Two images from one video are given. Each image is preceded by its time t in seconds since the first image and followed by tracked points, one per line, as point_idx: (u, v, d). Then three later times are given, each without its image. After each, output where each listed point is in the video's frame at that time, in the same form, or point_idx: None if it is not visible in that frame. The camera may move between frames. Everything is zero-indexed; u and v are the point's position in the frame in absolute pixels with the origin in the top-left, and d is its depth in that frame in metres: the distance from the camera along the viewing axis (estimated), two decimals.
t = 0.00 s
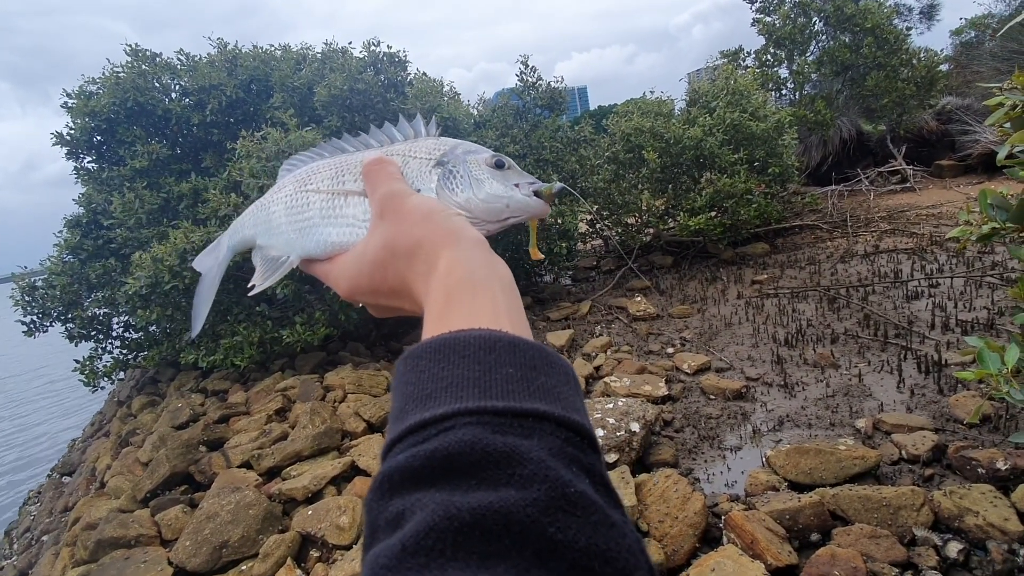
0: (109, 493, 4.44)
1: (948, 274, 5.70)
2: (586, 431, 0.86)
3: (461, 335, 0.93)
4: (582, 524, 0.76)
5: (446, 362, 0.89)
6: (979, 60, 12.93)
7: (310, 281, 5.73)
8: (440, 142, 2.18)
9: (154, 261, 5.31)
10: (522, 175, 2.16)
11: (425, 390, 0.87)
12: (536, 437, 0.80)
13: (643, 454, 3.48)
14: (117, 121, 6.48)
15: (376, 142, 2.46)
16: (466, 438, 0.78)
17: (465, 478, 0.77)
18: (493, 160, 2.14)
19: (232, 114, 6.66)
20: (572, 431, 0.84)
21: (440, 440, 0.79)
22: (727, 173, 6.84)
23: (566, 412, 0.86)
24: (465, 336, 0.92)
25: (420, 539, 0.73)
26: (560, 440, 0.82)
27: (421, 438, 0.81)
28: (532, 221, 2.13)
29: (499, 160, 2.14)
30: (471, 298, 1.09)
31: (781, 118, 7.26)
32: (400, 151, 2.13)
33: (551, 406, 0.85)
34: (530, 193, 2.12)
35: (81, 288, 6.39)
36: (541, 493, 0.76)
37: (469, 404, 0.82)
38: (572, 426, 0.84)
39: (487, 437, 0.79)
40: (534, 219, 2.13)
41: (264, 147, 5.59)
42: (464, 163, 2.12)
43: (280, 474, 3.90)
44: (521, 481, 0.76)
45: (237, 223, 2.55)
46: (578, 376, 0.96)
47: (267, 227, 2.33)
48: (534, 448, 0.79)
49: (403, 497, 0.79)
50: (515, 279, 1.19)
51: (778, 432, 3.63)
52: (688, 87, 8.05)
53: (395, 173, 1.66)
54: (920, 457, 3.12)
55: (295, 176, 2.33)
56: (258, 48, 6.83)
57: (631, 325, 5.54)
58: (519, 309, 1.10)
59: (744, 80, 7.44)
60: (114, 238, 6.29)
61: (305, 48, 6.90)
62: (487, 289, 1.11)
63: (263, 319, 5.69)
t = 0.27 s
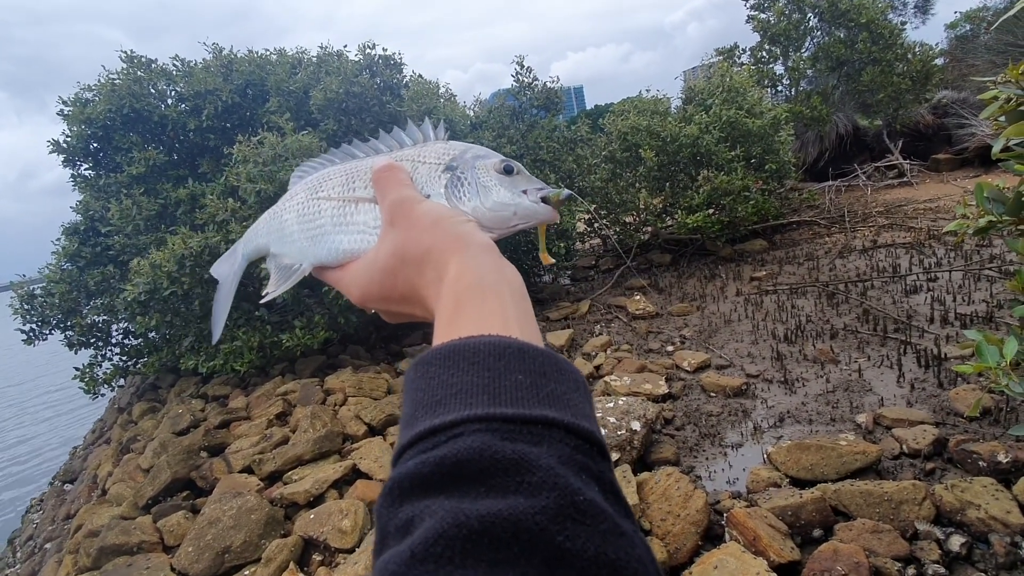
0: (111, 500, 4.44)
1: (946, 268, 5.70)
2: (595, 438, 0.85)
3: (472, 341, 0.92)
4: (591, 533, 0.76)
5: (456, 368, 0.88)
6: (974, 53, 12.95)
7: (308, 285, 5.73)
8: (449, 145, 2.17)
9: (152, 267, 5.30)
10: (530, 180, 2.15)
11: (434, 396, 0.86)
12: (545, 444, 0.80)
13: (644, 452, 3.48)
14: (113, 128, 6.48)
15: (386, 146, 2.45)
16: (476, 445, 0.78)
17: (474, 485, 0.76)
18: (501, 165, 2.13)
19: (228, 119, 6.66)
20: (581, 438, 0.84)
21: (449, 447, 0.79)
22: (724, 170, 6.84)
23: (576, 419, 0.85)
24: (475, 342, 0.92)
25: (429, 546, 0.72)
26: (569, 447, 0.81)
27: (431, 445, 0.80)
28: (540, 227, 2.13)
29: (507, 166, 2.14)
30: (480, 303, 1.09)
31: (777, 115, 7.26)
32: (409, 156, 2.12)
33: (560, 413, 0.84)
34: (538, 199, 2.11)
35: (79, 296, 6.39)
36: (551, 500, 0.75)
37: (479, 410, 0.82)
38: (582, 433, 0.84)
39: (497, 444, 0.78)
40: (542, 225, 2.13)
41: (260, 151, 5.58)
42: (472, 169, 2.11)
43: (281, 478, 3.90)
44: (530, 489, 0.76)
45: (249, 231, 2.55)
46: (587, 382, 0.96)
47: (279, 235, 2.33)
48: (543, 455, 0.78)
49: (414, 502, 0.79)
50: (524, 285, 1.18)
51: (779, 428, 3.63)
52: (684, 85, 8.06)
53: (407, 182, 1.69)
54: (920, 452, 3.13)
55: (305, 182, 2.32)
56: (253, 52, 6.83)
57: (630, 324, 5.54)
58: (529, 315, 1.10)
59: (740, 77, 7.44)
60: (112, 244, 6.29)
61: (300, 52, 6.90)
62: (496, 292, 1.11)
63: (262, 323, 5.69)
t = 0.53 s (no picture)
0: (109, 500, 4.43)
1: (945, 269, 5.71)
2: (603, 447, 0.85)
3: (481, 348, 0.93)
4: (594, 544, 0.76)
5: (465, 375, 0.89)
6: (972, 55, 12.97)
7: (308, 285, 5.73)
8: (464, 144, 2.14)
9: (151, 267, 5.30)
10: (547, 175, 2.08)
11: (442, 402, 0.87)
12: (550, 453, 0.80)
13: (643, 452, 3.48)
14: (112, 127, 6.48)
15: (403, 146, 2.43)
16: (479, 453, 0.78)
17: (478, 495, 0.77)
18: (517, 161, 2.08)
19: (227, 119, 6.66)
20: (588, 446, 0.83)
21: (454, 455, 0.79)
22: (723, 171, 6.84)
23: (583, 427, 0.85)
24: (484, 349, 0.92)
25: (431, 555, 0.72)
26: (575, 456, 0.81)
27: (437, 452, 0.81)
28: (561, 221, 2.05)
29: (523, 161, 2.08)
30: (492, 312, 1.09)
31: (776, 116, 7.26)
32: (425, 157, 2.11)
33: (567, 421, 0.84)
34: (555, 194, 2.04)
35: (78, 295, 6.39)
36: (553, 512, 0.75)
37: (485, 418, 0.82)
38: (589, 442, 0.83)
39: (502, 452, 0.78)
40: (561, 220, 2.06)
41: (259, 151, 5.58)
42: (486, 167, 2.07)
43: (279, 478, 3.90)
44: (532, 499, 0.76)
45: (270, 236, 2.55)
46: (598, 388, 0.96)
47: (301, 239, 2.34)
48: (547, 465, 0.78)
49: (417, 510, 0.80)
50: (537, 295, 1.18)
51: (778, 429, 3.63)
52: (683, 86, 8.06)
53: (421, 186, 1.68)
54: (918, 452, 3.13)
55: (325, 186, 2.31)
56: (252, 52, 6.83)
57: (629, 324, 5.54)
58: (540, 325, 1.10)
59: (739, 78, 7.45)
60: (110, 244, 6.29)
61: (299, 52, 6.90)
62: (506, 302, 1.12)
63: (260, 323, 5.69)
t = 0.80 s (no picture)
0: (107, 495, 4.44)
1: (943, 269, 5.72)
2: (562, 455, 0.82)
3: (443, 339, 0.90)
4: (539, 563, 0.73)
5: (422, 371, 0.86)
6: (972, 56, 12.99)
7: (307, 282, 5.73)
8: (448, 143, 2.13)
9: (150, 262, 5.30)
10: (532, 159, 2.07)
11: (397, 399, 0.85)
12: (501, 460, 0.77)
13: (640, 450, 3.48)
14: (112, 123, 6.48)
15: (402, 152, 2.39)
16: (424, 458, 0.75)
17: (417, 504, 0.74)
18: (500, 149, 2.07)
19: (227, 116, 6.66)
20: (544, 452, 0.80)
21: (398, 459, 0.77)
22: (723, 170, 6.85)
23: (542, 431, 0.82)
24: (446, 341, 0.89)
25: (358, 565, 0.70)
26: (528, 464, 0.78)
27: (383, 453, 0.79)
28: (550, 204, 2.00)
29: (506, 148, 2.07)
30: (463, 301, 1.08)
31: (776, 115, 7.26)
32: (416, 160, 2.10)
33: (525, 425, 0.81)
34: (540, 176, 2.02)
35: (77, 291, 6.40)
36: (492, 527, 0.73)
37: (435, 419, 0.79)
38: (545, 448, 0.80)
39: (447, 457, 0.75)
40: (549, 204, 2.01)
41: (259, 147, 5.58)
42: (470, 158, 2.06)
43: (277, 473, 3.91)
44: (472, 513, 0.73)
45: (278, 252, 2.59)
46: (570, 387, 0.92)
47: (303, 249, 2.33)
48: (495, 475, 0.75)
49: (357, 514, 0.78)
50: (512, 278, 1.16)
51: (775, 427, 3.64)
52: (683, 85, 8.06)
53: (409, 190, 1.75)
54: (914, 450, 3.14)
55: (331, 195, 2.33)
56: (252, 49, 6.83)
57: (627, 323, 5.55)
58: (512, 310, 1.08)
59: (739, 77, 7.45)
60: (110, 240, 6.30)
61: (300, 49, 6.90)
62: (475, 289, 1.10)
63: (260, 319, 5.70)
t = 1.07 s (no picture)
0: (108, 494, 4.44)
1: (943, 268, 5.72)
2: (579, 492, 0.85)
3: (469, 368, 0.95)
4: None
5: (447, 398, 0.90)
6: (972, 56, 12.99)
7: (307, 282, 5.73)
8: (484, 175, 2.22)
9: (151, 262, 5.31)
10: (563, 201, 2.15)
11: (420, 424, 0.89)
12: (520, 494, 0.80)
13: (641, 448, 3.49)
14: (112, 123, 6.48)
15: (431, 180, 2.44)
16: (445, 487, 0.79)
17: (436, 532, 0.78)
18: (532, 188, 2.15)
19: (227, 115, 6.65)
20: (563, 490, 0.84)
21: (419, 485, 0.80)
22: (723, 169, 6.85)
23: (562, 467, 0.86)
24: (471, 370, 0.94)
25: None
26: (547, 501, 0.82)
27: (405, 477, 0.82)
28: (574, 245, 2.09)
29: (539, 188, 2.15)
30: (488, 324, 1.15)
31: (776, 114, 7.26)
32: (449, 188, 2.19)
33: (546, 460, 0.85)
34: (570, 218, 2.10)
35: (77, 291, 6.41)
36: (509, 563, 0.76)
37: (458, 447, 0.83)
38: (565, 486, 0.84)
39: (468, 487, 0.79)
40: (575, 245, 2.11)
41: (259, 147, 5.58)
42: (504, 194, 2.14)
43: (278, 472, 3.91)
44: (490, 546, 0.76)
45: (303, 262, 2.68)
46: (589, 424, 0.97)
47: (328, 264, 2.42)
48: (513, 510, 0.78)
49: (373, 537, 0.81)
50: (537, 307, 1.24)
51: (775, 426, 3.64)
52: (683, 84, 8.07)
53: (440, 219, 1.89)
54: (915, 448, 3.14)
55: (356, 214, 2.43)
56: (252, 48, 6.84)
57: (627, 322, 5.55)
58: (536, 337, 1.15)
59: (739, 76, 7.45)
60: (110, 240, 6.31)
61: (300, 48, 6.90)
62: (502, 314, 1.17)
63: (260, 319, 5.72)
